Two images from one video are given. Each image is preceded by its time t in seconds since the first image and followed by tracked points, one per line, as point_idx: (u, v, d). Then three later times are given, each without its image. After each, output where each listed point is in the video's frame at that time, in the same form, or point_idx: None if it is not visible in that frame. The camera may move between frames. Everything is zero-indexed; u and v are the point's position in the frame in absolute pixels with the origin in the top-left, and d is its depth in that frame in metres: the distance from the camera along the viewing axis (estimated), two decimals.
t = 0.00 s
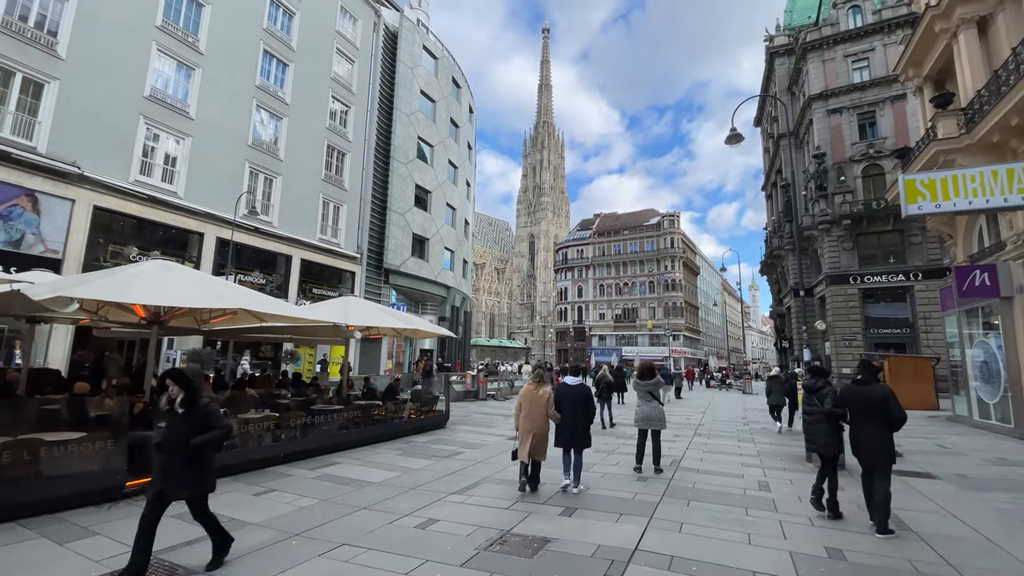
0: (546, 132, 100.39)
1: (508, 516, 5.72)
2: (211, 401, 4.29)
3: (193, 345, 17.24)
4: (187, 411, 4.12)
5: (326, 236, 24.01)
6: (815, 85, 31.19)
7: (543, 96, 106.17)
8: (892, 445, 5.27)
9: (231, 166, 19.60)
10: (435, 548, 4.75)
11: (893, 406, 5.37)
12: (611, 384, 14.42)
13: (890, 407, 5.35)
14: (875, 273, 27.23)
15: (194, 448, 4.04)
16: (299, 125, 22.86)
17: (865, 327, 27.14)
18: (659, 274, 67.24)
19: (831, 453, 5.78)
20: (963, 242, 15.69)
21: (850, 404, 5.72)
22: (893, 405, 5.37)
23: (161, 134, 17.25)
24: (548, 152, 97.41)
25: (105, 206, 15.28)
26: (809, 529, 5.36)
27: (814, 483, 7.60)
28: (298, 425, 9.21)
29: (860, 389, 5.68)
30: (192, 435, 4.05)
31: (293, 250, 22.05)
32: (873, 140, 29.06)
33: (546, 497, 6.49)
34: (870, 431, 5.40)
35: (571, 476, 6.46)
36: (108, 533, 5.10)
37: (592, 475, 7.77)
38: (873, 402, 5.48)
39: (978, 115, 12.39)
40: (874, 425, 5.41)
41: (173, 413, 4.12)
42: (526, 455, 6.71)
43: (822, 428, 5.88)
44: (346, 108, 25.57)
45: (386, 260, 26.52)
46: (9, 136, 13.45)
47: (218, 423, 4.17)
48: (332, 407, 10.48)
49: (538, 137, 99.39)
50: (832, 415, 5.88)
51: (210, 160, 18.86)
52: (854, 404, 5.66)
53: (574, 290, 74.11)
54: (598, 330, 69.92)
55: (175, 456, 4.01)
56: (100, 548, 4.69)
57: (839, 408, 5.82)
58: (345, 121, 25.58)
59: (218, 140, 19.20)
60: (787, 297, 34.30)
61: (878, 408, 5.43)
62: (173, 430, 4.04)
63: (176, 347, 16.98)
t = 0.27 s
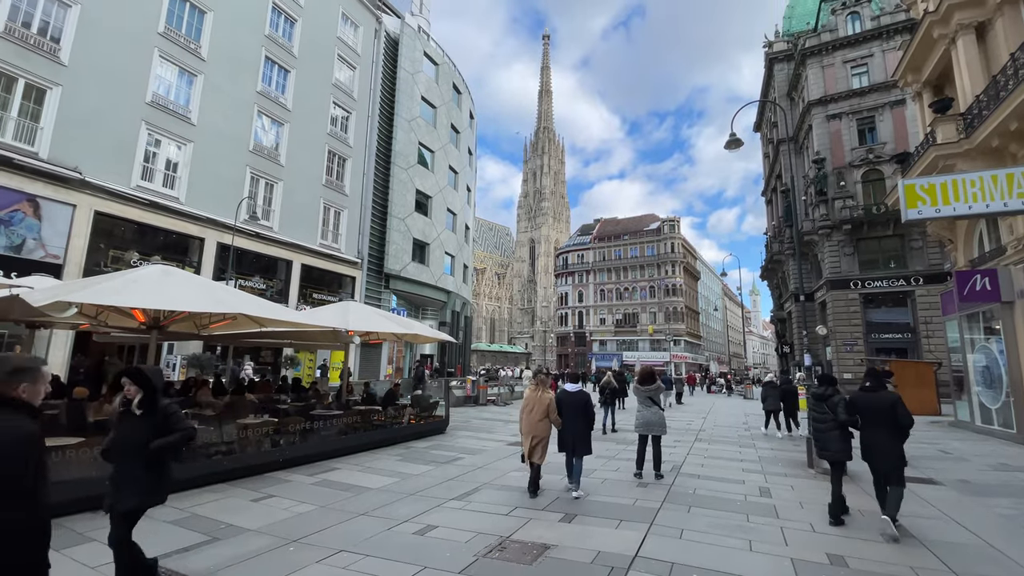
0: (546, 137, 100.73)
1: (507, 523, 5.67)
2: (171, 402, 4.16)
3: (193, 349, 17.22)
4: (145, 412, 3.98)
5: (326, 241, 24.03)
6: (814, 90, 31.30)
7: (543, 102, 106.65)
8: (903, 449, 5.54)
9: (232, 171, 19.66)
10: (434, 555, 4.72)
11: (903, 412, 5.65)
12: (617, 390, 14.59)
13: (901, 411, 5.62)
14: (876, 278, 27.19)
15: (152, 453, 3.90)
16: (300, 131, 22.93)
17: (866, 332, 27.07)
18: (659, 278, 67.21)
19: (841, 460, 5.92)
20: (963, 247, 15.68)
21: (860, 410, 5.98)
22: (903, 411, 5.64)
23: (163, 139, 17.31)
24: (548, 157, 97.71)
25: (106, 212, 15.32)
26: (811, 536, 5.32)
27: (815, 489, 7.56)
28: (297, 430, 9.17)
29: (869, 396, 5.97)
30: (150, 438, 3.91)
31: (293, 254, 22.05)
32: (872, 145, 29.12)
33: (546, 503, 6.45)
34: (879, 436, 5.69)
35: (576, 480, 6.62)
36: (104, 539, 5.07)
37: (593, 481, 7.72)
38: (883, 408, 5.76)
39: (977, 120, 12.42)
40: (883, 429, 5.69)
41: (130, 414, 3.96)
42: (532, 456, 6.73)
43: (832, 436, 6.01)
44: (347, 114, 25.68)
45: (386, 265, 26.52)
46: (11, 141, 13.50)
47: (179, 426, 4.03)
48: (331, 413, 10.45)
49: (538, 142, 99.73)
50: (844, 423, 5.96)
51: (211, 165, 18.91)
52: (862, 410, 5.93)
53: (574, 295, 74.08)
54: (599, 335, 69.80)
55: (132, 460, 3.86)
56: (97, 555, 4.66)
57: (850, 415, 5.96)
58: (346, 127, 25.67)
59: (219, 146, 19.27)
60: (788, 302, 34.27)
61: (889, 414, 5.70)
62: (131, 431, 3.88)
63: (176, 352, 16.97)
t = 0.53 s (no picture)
0: (547, 142, 101.06)
1: (507, 529, 5.65)
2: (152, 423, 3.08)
3: (192, 354, 17.20)
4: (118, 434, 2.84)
5: (326, 246, 24.06)
6: (813, 96, 31.44)
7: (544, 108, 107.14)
8: (910, 450, 5.65)
9: (233, 176, 19.72)
10: (432, 561, 4.69)
11: (910, 415, 5.80)
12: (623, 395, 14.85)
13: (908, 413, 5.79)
14: (876, 283, 27.18)
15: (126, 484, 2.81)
16: (301, 136, 23.00)
17: (867, 336, 27.03)
18: (660, 283, 67.19)
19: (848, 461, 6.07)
20: (963, 251, 15.70)
21: (867, 411, 6.09)
22: (910, 413, 5.81)
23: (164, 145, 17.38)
24: (548, 162, 97.99)
25: (107, 217, 15.35)
26: (812, 542, 5.29)
27: (817, 495, 7.53)
28: (296, 436, 9.15)
29: (878, 397, 6.05)
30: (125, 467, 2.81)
31: (293, 259, 22.07)
32: (871, 150, 29.20)
33: (546, 509, 6.43)
34: (887, 437, 5.80)
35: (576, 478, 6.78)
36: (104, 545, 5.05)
37: (593, 487, 7.69)
38: (892, 410, 5.85)
39: (976, 125, 12.47)
40: (893, 431, 5.80)
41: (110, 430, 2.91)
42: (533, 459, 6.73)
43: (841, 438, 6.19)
44: (348, 120, 25.79)
45: (386, 270, 26.53)
46: (13, 146, 13.56)
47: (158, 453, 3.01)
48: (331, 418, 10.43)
49: (538, 148, 100.05)
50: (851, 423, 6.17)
51: (212, 171, 18.97)
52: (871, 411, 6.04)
53: (574, 300, 74.04)
54: (599, 340, 69.69)
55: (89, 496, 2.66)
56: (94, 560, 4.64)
57: (858, 416, 6.12)
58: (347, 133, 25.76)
59: (220, 151, 19.34)
60: (788, 306, 34.26)
61: (897, 416, 5.81)
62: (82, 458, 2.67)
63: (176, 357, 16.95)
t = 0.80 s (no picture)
0: (546, 147, 101.36)
1: (507, 534, 5.63)
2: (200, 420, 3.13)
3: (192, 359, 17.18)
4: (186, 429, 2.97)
5: (326, 250, 24.08)
6: (811, 101, 31.60)
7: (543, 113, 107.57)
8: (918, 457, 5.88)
9: (234, 181, 19.77)
10: (431, 567, 4.67)
11: (920, 421, 5.98)
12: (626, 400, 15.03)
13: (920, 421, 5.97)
14: (876, 287, 27.20)
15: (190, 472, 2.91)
16: (301, 142, 23.08)
17: (867, 341, 27.02)
18: (660, 288, 67.20)
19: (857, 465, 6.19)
20: (962, 256, 15.73)
21: (879, 417, 6.28)
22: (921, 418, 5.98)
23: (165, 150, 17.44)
24: (548, 167, 98.25)
25: (107, 221, 15.38)
26: (812, 547, 5.28)
27: (817, 500, 7.51)
28: (295, 441, 9.12)
29: (891, 405, 6.21)
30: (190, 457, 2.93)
31: (293, 264, 22.08)
32: (870, 155, 29.32)
33: (546, 515, 6.40)
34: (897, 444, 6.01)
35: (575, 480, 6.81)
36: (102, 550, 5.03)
37: (593, 492, 7.67)
38: (902, 416, 6.04)
39: (973, 130, 12.53)
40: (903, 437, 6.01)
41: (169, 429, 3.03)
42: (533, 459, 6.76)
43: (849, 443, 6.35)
44: (348, 125, 25.89)
45: (386, 274, 26.55)
46: (14, 151, 13.61)
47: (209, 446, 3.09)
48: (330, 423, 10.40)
49: (538, 152, 100.35)
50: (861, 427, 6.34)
51: (213, 176, 19.02)
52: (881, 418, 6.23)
53: (574, 304, 74.03)
54: (599, 345, 69.60)
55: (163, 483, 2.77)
56: (91, 566, 4.61)
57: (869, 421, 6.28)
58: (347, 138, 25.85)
59: (221, 156, 19.40)
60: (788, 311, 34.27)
61: (907, 422, 6.01)
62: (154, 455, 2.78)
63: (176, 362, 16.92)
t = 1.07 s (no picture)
0: (546, 152, 101.60)
1: (506, 539, 5.61)
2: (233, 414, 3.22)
3: (190, 364, 17.15)
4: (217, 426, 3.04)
5: (326, 254, 24.08)
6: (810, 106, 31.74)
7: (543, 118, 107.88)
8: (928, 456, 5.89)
9: (234, 185, 19.80)
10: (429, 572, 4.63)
11: (928, 420, 6.07)
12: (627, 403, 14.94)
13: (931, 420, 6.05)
14: (875, 291, 27.22)
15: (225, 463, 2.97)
16: (301, 146, 23.13)
17: (867, 345, 27.01)
18: (659, 292, 67.20)
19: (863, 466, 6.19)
20: (961, 260, 15.75)
21: (887, 418, 6.32)
22: (928, 418, 6.08)
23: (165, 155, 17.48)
24: (548, 171, 98.43)
25: (107, 226, 15.39)
26: (813, 553, 5.25)
27: (818, 505, 7.48)
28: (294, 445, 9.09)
29: (900, 405, 6.29)
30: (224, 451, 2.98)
31: (293, 268, 22.07)
32: (869, 160, 29.42)
33: (546, 519, 6.38)
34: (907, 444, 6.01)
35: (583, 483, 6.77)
36: (100, 557, 5.00)
37: (592, 497, 7.64)
38: (911, 416, 6.12)
39: (971, 135, 12.57)
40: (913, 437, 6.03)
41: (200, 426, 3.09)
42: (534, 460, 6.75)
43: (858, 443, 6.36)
44: (348, 130, 25.96)
45: (386, 278, 26.55)
46: (15, 156, 13.62)
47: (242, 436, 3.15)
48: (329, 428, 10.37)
49: (538, 157, 100.56)
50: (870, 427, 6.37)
51: (213, 180, 19.05)
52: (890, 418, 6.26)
53: (574, 308, 73.99)
54: (599, 349, 69.53)
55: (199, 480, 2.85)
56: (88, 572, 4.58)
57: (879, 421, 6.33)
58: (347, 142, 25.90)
59: (222, 161, 19.44)
60: (788, 315, 34.28)
61: (915, 421, 6.08)
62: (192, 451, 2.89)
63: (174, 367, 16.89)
